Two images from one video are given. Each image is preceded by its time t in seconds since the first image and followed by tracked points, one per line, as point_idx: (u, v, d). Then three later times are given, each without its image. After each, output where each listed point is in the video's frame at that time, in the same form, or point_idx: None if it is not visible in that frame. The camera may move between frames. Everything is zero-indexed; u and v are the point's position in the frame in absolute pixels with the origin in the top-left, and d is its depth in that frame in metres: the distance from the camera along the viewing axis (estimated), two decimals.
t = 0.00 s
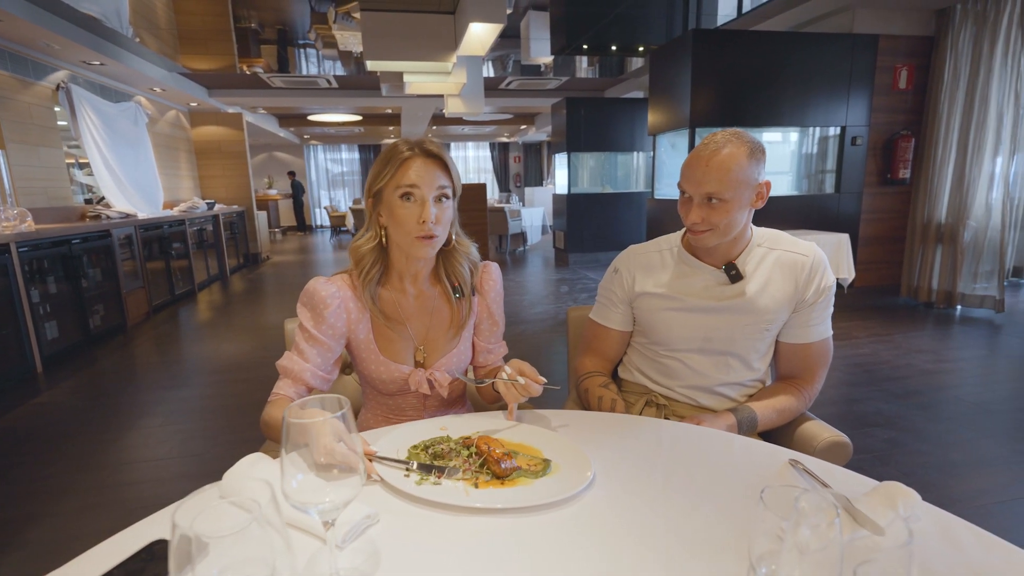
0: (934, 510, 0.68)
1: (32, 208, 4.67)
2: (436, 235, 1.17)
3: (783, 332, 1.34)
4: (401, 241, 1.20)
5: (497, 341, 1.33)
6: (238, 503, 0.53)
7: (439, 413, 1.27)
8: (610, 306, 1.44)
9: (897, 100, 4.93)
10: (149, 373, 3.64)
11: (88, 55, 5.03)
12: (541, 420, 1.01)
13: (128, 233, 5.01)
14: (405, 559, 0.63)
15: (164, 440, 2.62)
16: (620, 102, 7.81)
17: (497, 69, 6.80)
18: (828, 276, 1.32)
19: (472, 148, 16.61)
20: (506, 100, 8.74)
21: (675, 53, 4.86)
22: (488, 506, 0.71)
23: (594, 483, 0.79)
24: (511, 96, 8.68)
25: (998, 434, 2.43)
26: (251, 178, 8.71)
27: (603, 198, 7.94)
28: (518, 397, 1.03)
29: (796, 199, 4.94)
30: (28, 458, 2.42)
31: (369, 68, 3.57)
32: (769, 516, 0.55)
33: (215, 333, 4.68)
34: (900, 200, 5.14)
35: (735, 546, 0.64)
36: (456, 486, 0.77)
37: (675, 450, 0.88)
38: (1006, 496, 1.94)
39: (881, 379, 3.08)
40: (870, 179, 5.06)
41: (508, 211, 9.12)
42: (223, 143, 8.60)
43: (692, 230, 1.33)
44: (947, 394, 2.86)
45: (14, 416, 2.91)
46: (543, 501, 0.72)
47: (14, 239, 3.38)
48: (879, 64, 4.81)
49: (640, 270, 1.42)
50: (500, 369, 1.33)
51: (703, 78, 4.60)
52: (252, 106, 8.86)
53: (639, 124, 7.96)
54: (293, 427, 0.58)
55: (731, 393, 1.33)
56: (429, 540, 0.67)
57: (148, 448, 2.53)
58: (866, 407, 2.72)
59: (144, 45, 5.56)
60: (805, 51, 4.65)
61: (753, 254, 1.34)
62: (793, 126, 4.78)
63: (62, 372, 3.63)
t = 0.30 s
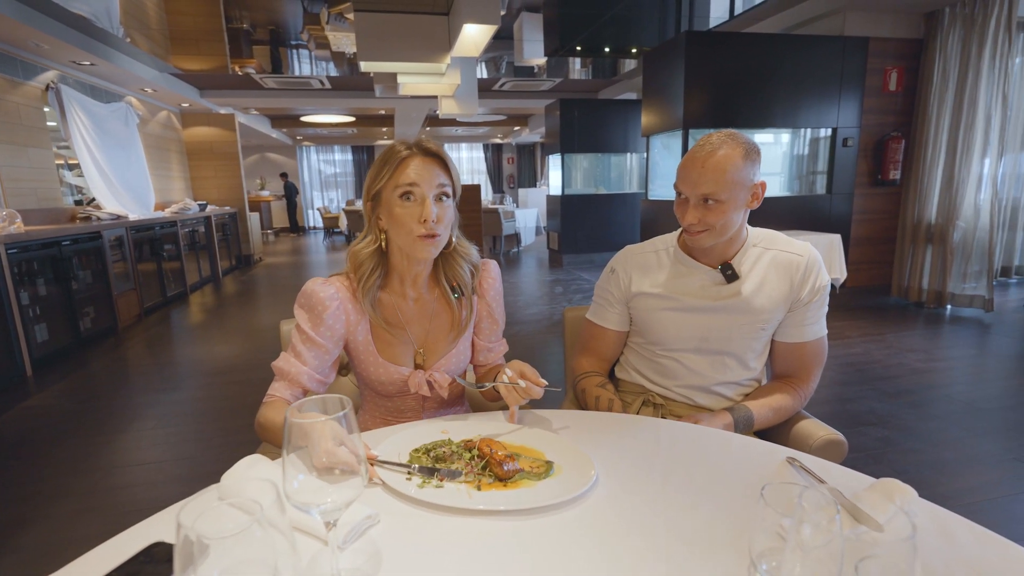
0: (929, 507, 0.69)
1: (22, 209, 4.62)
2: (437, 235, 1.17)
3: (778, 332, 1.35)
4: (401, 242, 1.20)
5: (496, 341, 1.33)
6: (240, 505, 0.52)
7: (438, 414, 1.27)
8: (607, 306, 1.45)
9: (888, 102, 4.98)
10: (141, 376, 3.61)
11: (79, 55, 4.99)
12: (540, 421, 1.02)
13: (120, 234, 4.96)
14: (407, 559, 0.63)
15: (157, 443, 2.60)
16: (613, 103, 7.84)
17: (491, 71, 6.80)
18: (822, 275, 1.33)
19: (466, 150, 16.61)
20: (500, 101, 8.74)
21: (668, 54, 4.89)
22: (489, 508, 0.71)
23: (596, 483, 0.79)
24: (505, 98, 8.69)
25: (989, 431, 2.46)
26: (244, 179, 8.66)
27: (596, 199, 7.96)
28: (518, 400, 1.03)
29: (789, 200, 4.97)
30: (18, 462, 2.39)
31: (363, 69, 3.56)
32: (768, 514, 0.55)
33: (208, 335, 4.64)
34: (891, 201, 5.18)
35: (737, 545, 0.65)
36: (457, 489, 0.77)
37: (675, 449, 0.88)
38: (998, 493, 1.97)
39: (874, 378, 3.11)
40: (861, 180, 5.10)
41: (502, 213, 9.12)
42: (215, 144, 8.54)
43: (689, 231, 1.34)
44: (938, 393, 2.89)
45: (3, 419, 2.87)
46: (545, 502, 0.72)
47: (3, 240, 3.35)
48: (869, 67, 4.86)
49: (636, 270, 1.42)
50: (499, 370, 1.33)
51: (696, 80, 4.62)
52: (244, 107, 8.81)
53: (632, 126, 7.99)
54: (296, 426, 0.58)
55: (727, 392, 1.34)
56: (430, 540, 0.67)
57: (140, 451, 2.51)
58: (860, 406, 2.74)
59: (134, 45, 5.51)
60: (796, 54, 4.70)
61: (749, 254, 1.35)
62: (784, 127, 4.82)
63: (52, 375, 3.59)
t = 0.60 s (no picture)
0: (925, 505, 0.69)
1: (12, 210, 4.57)
2: (435, 238, 1.17)
3: (773, 332, 1.35)
4: (399, 245, 1.20)
5: (495, 343, 1.33)
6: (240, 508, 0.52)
7: (437, 416, 1.27)
8: (603, 306, 1.45)
9: (879, 103, 5.02)
10: (134, 378, 3.58)
11: (70, 55, 4.95)
12: (538, 422, 1.01)
13: (112, 236, 4.92)
14: (406, 560, 0.63)
15: (149, 446, 2.58)
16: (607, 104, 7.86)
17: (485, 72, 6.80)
18: (817, 275, 1.34)
19: (460, 151, 16.60)
20: (494, 102, 8.75)
21: (662, 56, 4.91)
22: (489, 510, 0.71)
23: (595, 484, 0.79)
24: (499, 98, 8.69)
25: (980, 430, 2.48)
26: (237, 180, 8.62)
27: (591, 200, 7.97)
28: (517, 402, 1.03)
29: (782, 201, 5.00)
30: (9, 466, 2.37)
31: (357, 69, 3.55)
32: (767, 512, 0.55)
33: (201, 337, 4.61)
34: (882, 202, 5.23)
35: (736, 544, 0.65)
36: (457, 490, 0.77)
37: (673, 448, 0.89)
38: (990, 491, 1.99)
39: (867, 378, 3.13)
40: (853, 181, 5.14)
41: (496, 213, 9.11)
42: (208, 145, 8.49)
43: (686, 233, 1.34)
44: (931, 392, 2.92)
45: None
46: (544, 503, 0.72)
47: None
48: (861, 69, 4.90)
49: (633, 270, 1.43)
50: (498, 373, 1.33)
51: (689, 82, 4.65)
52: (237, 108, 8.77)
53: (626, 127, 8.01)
54: (295, 428, 0.57)
55: (724, 392, 1.34)
56: (428, 542, 0.66)
57: (133, 454, 2.49)
58: (853, 405, 2.76)
59: (126, 45, 5.48)
60: (788, 55, 4.73)
61: (744, 255, 1.35)
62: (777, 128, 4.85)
63: (42, 378, 3.55)
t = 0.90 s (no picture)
0: (917, 503, 0.70)
1: None
2: (430, 241, 1.17)
3: (766, 332, 1.36)
4: (394, 247, 1.19)
5: (490, 343, 1.34)
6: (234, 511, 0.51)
7: (431, 417, 1.27)
8: (597, 307, 1.46)
9: (869, 105, 5.06)
10: (123, 380, 3.54)
11: (58, 54, 4.90)
12: (533, 423, 1.02)
13: (101, 237, 4.87)
14: (403, 562, 0.63)
15: (140, 449, 2.55)
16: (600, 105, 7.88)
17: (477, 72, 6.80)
18: (809, 276, 1.35)
19: (453, 151, 16.57)
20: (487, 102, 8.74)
21: (655, 57, 4.92)
22: (484, 511, 0.71)
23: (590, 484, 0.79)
24: (492, 99, 8.69)
25: (969, 428, 2.51)
26: (228, 180, 8.55)
27: (584, 201, 7.99)
28: (512, 402, 1.04)
29: (774, 201, 5.03)
30: None
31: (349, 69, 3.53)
32: (761, 512, 0.56)
33: (192, 339, 4.57)
34: (872, 203, 5.28)
35: (731, 543, 0.65)
36: (452, 492, 0.76)
37: (667, 448, 0.89)
38: (979, 488, 2.01)
39: (858, 377, 3.16)
40: (843, 182, 5.19)
41: (489, 214, 9.11)
42: (199, 145, 8.42)
43: (679, 234, 1.35)
44: (920, 390, 2.95)
45: None
46: (539, 504, 0.72)
47: None
48: (851, 71, 4.94)
49: (627, 271, 1.43)
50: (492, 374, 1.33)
51: (681, 83, 4.67)
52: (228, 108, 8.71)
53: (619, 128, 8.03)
54: (289, 430, 0.57)
55: (717, 392, 1.35)
56: (424, 544, 0.66)
57: (123, 457, 2.46)
58: (844, 404, 2.79)
59: (115, 44, 5.42)
60: (780, 57, 4.76)
61: (737, 255, 1.36)
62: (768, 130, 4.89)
63: (30, 381, 3.51)
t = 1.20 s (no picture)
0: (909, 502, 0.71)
1: None
2: (417, 242, 1.17)
3: (760, 332, 1.37)
4: (384, 243, 1.20)
5: (484, 338, 1.33)
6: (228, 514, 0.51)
7: (427, 413, 1.27)
8: (592, 307, 1.46)
9: (859, 107, 5.11)
10: (113, 382, 3.51)
11: (48, 53, 4.86)
12: (527, 424, 1.01)
13: (90, 237, 4.83)
14: (400, 564, 0.62)
15: (130, 451, 2.52)
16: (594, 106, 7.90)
17: (471, 73, 6.80)
18: (802, 276, 1.36)
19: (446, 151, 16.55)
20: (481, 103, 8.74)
21: (648, 58, 4.94)
22: (480, 512, 0.71)
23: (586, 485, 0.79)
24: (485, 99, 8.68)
25: (959, 427, 2.54)
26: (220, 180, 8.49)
27: (578, 201, 8.00)
28: (507, 406, 1.04)
29: (766, 202, 5.06)
30: None
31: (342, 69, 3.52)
32: (757, 511, 0.56)
33: (183, 340, 4.53)
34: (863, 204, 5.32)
35: (727, 542, 0.66)
36: (448, 494, 0.76)
37: (662, 449, 0.89)
38: (968, 487, 2.03)
39: (849, 377, 3.18)
40: (835, 183, 5.23)
41: (483, 215, 9.11)
42: (190, 145, 8.36)
43: (674, 236, 1.35)
44: (911, 390, 2.98)
45: None
46: (535, 505, 0.72)
47: None
48: (842, 73, 4.99)
49: (621, 271, 1.44)
50: (486, 369, 1.32)
51: (674, 84, 4.69)
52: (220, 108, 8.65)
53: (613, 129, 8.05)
54: (285, 432, 0.56)
55: (712, 392, 1.36)
56: (420, 546, 0.66)
57: (113, 460, 2.43)
58: (836, 404, 2.81)
59: (105, 43, 5.37)
60: (772, 59, 4.80)
61: (731, 255, 1.37)
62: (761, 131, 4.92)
63: (18, 383, 3.46)
